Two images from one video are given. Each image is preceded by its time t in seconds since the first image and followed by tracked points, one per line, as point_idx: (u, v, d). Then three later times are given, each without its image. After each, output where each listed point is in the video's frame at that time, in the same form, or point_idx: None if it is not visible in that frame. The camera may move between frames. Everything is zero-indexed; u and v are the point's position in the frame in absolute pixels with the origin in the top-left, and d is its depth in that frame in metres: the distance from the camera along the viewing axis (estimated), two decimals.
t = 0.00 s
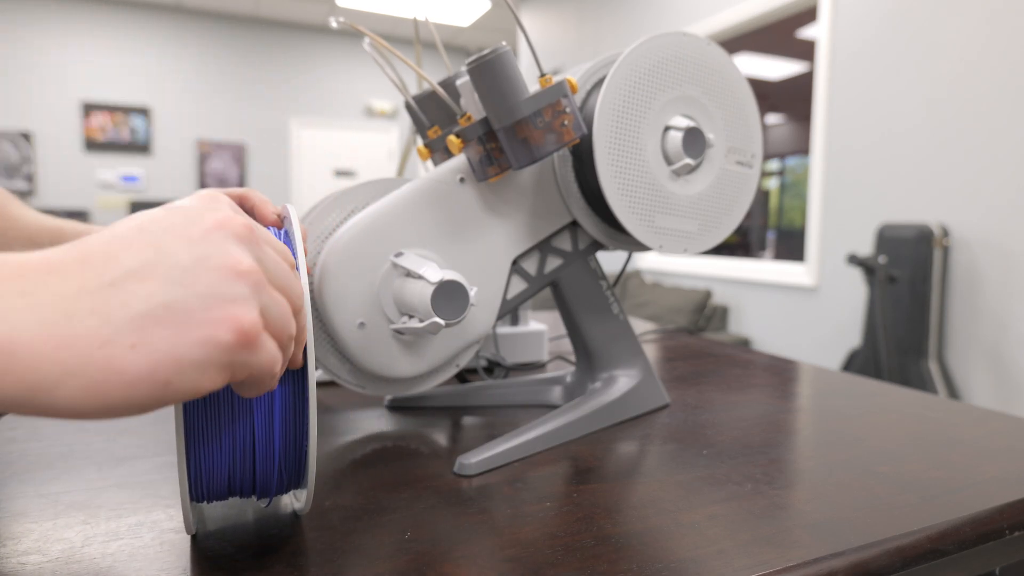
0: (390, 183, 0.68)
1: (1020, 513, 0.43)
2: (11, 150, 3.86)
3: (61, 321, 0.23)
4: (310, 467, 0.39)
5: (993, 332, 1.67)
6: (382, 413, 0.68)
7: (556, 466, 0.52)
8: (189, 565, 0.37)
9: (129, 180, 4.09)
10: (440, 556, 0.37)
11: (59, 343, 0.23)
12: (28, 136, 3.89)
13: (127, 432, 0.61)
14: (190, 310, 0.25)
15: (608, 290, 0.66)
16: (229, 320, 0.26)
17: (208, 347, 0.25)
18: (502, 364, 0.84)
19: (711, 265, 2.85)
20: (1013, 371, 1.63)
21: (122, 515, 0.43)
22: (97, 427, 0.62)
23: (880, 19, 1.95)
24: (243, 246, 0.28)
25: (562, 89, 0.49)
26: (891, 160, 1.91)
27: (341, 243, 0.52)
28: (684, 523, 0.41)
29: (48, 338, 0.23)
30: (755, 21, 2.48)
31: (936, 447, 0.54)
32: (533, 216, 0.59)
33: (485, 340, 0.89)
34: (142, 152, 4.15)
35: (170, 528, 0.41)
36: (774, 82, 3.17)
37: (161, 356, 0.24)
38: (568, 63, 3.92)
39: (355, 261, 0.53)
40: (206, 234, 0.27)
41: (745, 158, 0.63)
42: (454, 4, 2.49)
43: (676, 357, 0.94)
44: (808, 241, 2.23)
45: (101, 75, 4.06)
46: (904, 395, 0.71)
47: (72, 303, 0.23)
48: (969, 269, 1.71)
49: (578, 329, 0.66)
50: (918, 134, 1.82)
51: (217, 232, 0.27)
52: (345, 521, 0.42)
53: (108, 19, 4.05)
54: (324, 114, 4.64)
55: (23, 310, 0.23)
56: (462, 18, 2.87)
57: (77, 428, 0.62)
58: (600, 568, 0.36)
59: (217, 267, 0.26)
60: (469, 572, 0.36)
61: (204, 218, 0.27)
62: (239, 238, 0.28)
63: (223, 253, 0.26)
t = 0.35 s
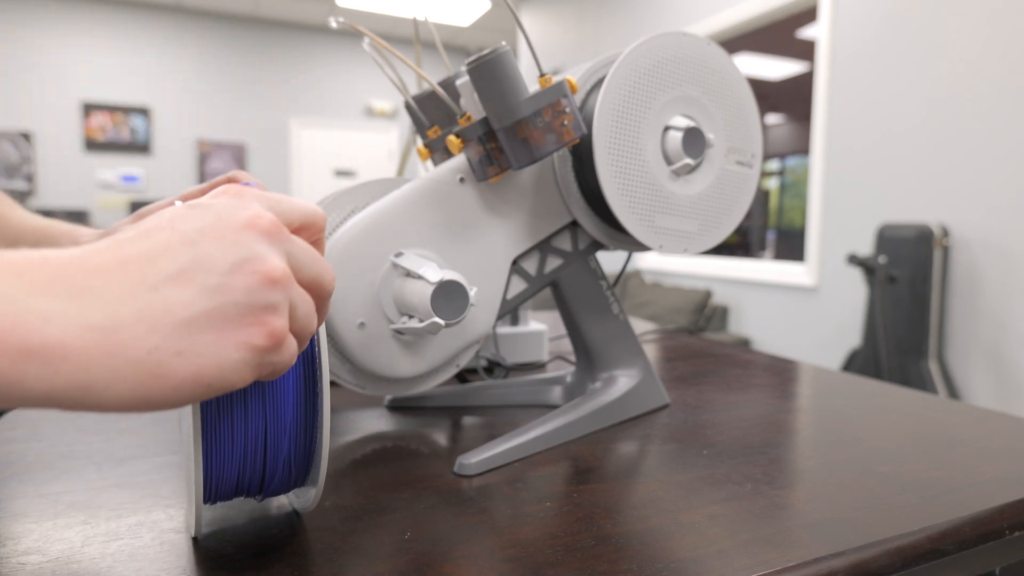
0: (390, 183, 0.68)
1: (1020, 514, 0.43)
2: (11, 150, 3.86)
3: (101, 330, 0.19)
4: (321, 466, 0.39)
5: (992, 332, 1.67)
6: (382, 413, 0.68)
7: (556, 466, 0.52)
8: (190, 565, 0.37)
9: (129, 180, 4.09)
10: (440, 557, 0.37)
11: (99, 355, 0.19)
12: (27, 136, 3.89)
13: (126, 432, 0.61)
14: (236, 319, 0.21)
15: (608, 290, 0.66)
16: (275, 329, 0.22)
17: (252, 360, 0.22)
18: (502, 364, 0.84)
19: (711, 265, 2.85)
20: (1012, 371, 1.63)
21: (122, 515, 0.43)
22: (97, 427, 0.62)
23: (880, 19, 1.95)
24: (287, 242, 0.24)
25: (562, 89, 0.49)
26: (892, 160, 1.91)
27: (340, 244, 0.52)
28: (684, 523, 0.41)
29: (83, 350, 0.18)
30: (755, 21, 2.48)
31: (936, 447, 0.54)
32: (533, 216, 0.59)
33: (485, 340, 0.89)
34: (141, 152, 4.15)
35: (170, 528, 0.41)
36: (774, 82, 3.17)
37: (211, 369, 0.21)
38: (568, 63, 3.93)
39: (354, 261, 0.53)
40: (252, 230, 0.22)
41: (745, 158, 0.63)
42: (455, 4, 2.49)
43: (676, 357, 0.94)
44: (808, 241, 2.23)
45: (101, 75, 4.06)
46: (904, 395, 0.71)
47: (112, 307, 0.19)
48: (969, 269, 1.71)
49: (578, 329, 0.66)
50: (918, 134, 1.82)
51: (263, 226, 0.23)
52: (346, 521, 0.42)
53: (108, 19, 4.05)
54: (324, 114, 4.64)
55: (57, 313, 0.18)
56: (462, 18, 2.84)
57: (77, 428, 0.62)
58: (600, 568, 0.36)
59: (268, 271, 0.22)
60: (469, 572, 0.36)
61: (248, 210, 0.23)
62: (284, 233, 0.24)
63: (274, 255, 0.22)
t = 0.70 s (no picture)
0: (390, 183, 0.68)
1: (1020, 513, 0.43)
2: (11, 150, 3.86)
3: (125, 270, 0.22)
4: (339, 467, 0.40)
5: (993, 332, 1.67)
6: (382, 413, 0.68)
7: (556, 466, 0.52)
8: (191, 565, 0.37)
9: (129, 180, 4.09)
10: (440, 556, 0.37)
11: (121, 291, 0.22)
12: (27, 136, 3.89)
13: (126, 432, 0.61)
14: (243, 275, 0.25)
15: (608, 290, 0.66)
16: (273, 285, 0.26)
17: (251, 311, 0.26)
18: (502, 364, 0.84)
19: (711, 265, 2.85)
20: (1013, 371, 1.63)
21: (123, 515, 0.43)
22: (97, 427, 0.62)
23: (880, 19, 1.95)
24: (295, 214, 0.28)
25: (562, 89, 0.49)
26: (892, 160, 1.91)
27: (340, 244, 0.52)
28: (684, 523, 0.41)
29: (106, 286, 0.22)
30: (755, 21, 2.48)
31: (936, 447, 0.54)
32: (533, 216, 0.59)
33: (486, 340, 0.89)
34: (141, 152, 4.15)
35: (169, 528, 0.41)
36: (774, 82, 3.17)
37: (212, 315, 0.24)
38: (568, 63, 3.93)
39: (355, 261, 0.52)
40: (259, 201, 0.27)
41: (745, 158, 0.63)
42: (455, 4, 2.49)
43: (677, 357, 0.94)
44: (808, 241, 2.23)
45: (101, 75, 4.06)
46: (904, 395, 0.71)
47: (137, 255, 0.23)
48: (969, 269, 1.71)
49: (578, 329, 0.66)
50: (918, 134, 1.82)
51: (272, 198, 0.27)
52: (346, 521, 0.42)
53: (108, 19, 4.05)
54: (324, 114, 4.64)
55: (91, 255, 0.22)
56: (463, 18, 2.85)
57: (77, 429, 0.62)
58: (600, 567, 0.36)
59: (270, 235, 0.26)
60: (469, 571, 0.36)
61: (259, 185, 0.27)
62: (291, 205, 0.28)
63: (277, 222, 0.27)
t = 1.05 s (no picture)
0: (390, 183, 0.68)
1: (1020, 514, 0.43)
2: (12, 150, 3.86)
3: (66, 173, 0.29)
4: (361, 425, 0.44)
5: (993, 332, 1.67)
6: (382, 413, 0.68)
7: (556, 467, 0.52)
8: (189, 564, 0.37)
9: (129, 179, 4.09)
10: (440, 556, 0.37)
11: (62, 189, 0.29)
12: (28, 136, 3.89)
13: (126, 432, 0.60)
14: (164, 183, 0.30)
15: (608, 290, 0.66)
16: (192, 194, 0.31)
17: (172, 214, 0.30)
18: (502, 364, 0.84)
19: (711, 265, 2.85)
20: (1013, 371, 1.63)
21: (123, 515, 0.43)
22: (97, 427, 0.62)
23: (880, 19, 1.95)
24: (231, 135, 0.32)
25: (562, 89, 0.49)
26: (892, 160, 1.91)
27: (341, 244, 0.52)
28: (684, 523, 0.41)
29: (50, 182, 0.28)
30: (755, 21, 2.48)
31: (936, 448, 0.54)
32: (533, 216, 0.59)
33: (485, 340, 0.89)
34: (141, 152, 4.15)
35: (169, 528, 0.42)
36: (774, 82, 3.17)
37: (133, 216, 0.30)
38: (569, 63, 3.93)
39: (355, 260, 0.53)
40: (193, 121, 0.31)
41: (744, 158, 0.63)
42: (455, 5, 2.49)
43: (676, 357, 0.94)
44: (809, 241, 2.23)
45: (102, 74, 4.06)
46: (904, 395, 0.71)
47: (77, 159, 0.29)
48: (969, 269, 1.71)
49: (578, 329, 0.66)
50: (918, 134, 1.82)
51: (204, 120, 0.31)
52: (346, 521, 0.42)
53: (108, 19, 4.05)
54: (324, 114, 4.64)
55: (41, 156, 0.28)
56: (463, 18, 2.85)
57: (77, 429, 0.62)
58: (600, 568, 0.36)
59: (192, 149, 0.30)
60: (469, 571, 0.36)
61: (200, 108, 0.32)
62: (226, 127, 0.32)
63: (201, 138, 0.31)
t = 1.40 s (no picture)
0: (390, 183, 0.68)
1: (1021, 514, 0.43)
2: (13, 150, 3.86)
3: None
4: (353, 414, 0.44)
5: (993, 333, 1.67)
6: (382, 413, 0.68)
7: (556, 467, 0.52)
8: (187, 564, 0.37)
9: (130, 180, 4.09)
10: (440, 556, 0.37)
11: None
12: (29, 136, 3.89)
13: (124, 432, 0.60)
14: (64, 131, 0.31)
15: (608, 290, 0.66)
16: (88, 137, 0.31)
17: (69, 157, 0.31)
18: (502, 364, 0.84)
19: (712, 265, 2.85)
20: (1013, 371, 1.63)
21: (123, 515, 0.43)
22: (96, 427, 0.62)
23: (880, 19, 1.95)
24: (138, 86, 0.33)
25: (562, 88, 0.49)
26: (892, 160, 1.91)
27: (341, 243, 0.52)
28: (684, 523, 0.41)
29: None
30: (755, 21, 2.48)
31: (936, 448, 0.54)
32: (533, 216, 0.59)
33: (485, 340, 0.89)
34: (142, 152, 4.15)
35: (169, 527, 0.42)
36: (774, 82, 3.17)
37: (36, 161, 0.31)
38: (568, 63, 3.93)
39: (354, 259, 0.53)
40: (104, 78, 0.33)
41: (744, 158, 0.63)
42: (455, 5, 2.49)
43: (677, 357, 0.94)
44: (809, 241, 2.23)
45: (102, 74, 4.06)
46: (904, 395, 0.71)
47: None
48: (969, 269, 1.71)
49: (578, 329, 0.66)
50: (918, 134, 1.82)
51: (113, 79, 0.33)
52: (346, 521, 0.42)
53: (108, 20, 4.05)
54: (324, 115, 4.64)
55: None
56: (463, 17, 2.85)
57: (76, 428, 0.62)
58: (600, 568, 0.36)
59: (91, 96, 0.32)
60: (468, 572, 0.36)
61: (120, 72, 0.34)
62: (133, 80, 0.33)
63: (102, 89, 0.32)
